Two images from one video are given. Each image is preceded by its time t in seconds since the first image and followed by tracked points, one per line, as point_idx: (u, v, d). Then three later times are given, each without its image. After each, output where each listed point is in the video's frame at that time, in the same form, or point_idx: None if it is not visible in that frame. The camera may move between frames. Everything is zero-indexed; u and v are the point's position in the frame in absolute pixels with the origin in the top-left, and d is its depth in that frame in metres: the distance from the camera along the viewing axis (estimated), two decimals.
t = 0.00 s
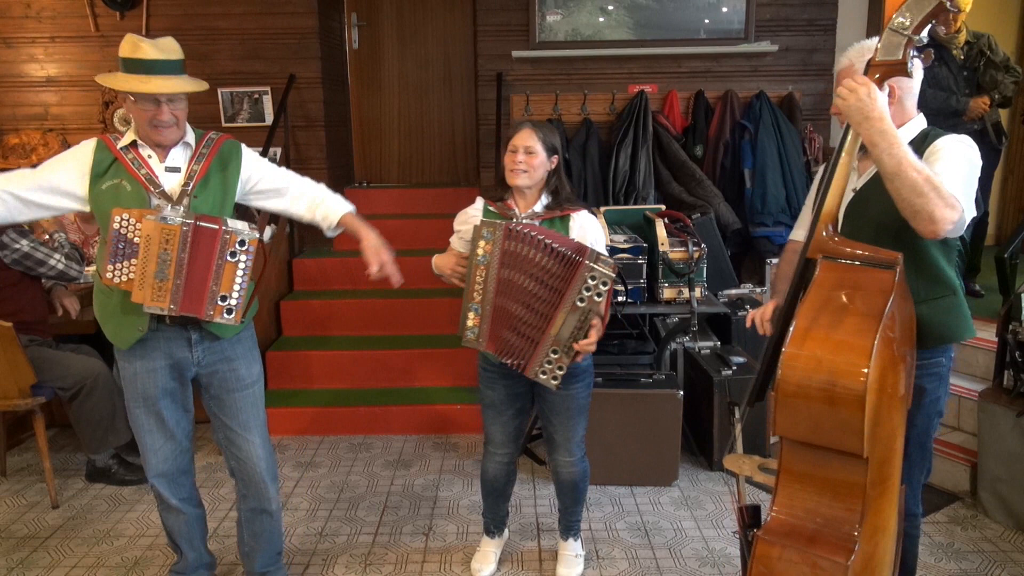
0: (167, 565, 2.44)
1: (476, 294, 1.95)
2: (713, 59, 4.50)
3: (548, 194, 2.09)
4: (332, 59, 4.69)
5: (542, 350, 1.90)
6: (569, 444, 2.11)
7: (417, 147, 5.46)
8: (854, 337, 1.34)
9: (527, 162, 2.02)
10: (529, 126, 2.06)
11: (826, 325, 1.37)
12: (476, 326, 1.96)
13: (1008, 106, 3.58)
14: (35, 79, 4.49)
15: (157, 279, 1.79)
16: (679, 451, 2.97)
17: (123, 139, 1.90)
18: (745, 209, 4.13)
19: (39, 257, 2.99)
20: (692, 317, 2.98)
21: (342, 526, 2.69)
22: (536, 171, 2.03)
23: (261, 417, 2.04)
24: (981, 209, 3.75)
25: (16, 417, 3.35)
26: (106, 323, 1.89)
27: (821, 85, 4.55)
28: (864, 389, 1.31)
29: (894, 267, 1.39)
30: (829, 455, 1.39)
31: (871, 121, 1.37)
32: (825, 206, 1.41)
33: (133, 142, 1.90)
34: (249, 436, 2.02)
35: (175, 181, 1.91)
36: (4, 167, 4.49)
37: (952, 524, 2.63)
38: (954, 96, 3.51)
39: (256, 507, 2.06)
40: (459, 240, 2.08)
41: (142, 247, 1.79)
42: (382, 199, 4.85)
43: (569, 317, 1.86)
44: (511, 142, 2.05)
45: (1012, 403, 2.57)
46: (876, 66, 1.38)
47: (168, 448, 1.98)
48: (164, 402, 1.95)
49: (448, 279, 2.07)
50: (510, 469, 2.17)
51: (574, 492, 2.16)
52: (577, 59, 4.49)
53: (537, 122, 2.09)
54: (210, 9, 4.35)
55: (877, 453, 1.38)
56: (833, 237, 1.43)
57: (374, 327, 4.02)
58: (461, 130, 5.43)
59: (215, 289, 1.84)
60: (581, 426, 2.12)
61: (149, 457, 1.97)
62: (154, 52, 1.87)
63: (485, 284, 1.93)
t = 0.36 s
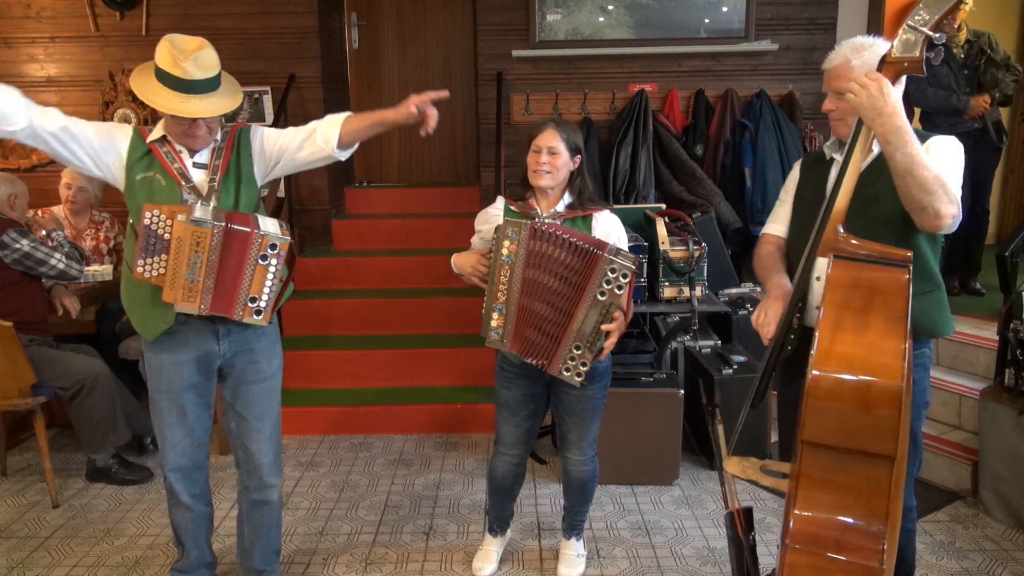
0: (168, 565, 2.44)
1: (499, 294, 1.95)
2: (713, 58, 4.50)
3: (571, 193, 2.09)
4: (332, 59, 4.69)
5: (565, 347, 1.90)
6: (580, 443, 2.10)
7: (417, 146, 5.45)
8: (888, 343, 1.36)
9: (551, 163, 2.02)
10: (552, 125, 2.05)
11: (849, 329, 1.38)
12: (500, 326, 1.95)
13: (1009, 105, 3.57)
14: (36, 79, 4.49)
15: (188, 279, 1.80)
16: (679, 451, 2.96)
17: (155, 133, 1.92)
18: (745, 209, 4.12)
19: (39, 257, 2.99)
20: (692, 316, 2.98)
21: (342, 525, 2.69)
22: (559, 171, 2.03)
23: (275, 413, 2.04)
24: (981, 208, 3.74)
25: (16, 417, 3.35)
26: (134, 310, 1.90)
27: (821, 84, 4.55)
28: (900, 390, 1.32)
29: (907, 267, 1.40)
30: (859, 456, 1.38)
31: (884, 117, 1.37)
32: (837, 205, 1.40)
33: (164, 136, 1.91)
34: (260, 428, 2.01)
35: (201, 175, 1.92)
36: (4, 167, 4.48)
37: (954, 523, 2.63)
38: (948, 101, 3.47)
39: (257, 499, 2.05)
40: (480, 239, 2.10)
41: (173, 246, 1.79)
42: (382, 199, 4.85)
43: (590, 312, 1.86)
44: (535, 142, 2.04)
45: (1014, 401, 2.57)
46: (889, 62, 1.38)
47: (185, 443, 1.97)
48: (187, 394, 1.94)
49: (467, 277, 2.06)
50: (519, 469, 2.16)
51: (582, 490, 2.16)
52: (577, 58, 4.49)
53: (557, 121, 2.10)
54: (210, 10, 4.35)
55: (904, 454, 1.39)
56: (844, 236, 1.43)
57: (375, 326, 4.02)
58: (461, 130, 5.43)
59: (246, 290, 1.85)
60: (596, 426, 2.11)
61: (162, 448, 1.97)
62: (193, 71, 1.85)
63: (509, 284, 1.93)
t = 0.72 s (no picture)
0: (169, 565, 2.44)
1: (489, 294, 1.93)
2: (713, 58, 4.50)
3: (560, 193, 2.09)
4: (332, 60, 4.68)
5: (550, 340, 1.89)
6: (574, 444, 2.10)
7: (417, 147, 5.45)
8: (903, 343, 1.35)
9: (541, 163, 2.01)
10: (544, 126, 2.05)
11: (866, 328, 1.37)
12: (489, 324, 1.94)
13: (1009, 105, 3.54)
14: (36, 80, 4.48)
15: (202, 278, 1.80)
16: (680, 451, 2.96)
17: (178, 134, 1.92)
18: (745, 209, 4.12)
19: (39, 257, 2.99)
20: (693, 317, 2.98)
21: (343, 526, 2.69)
22: (550, 172, 2.03)
23: (290, 409, 2.04)
24: (981, 208, 3.74)
25: (16, 418, 3.35)
26: (156, 308, 1.90)
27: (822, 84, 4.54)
28: (916, 392, 1.33)
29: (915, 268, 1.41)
30: (866, 459, 1.41)
31: (899, 119, 1.38)
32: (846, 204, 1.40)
33: (186, 137, 1.92)
34: (274, 424, 2.01)
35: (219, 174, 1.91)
36: (5, 168, 4.47)
37: (954, 523, 2.63)
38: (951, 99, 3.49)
39: (265, 494, 2.04)
40: (469, 239, 2.09)
41: (189, 244, 1.79)
42: (383, 199, 4.84)
43: (573, 302, 1.86)
44: (526, 143, 2.04)
45: (1014, 402, 2.56)
46: (900, 63, 1.38)
47: (200, 442, 1.96)
48: (205, 391, 1.94)
49: (456, 277, 2.06)
50: (513, 470, 2.17)
51: (579, 491, 2.17)
52: (577, 58, 4.49)
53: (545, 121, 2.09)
54: (210, 10, 4.35)
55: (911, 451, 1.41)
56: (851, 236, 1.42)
57: (376, 326, 4.02)
58: (462, 131, 5.43)
59: (260, 290, 1.84)
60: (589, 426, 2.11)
61: (179, 445, 1.95)
62: (211, 66, 1.86)
63: (499, 283, 1.92)
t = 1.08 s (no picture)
0: (167, 568, 2.43)
1: (464, 298, 1.93)
2: (712, 62, 4.51)
3: (532, 196, 2.10)
4: (332, 62, 4.69)
5: (514, 345, 1.89)
6: (555, 447, 2.11)
7: (417, 149, 5.46)
8: (905, 347, 1.35)
9: (513, 167, 2.02)
10: (514, 129, 2.05)
11: (870, 332, 1.37)
12: (464, 330, 1.93)
13: (1008, 110, 3.54)
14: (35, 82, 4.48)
15: (202, 281, 1.78)
16: (679, 454, 2.96)
17: (173, 137, 1.92)
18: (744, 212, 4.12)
19: (38, 258, 2.99)
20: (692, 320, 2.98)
21: (342, 528, 2.68)
22: (522, 175, 2.03)
23: (284, 413, 2.03)
24: (980, 212, 3.75)
25: (15, 420, 3.35)
26: (151, 311, 1.90)
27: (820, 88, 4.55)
28: (922, 394, 1.33)
29: (916, 270, 1.42)
30: (872, 462, 1.42)
31: (904, 126, 1.37)
32: (850, 208, 1.40)
33: (184, 140, 1.92)
34: (270, 429, 2.01)
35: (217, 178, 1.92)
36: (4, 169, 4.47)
37: (953, 527, 2.63)
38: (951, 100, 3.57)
39: (263, 500, 2.04)
40: (441, 240, 2.10)
41: (188, 248, 1.77)
42: (382, 201, 4.84)
43: (541, 311, 1.85)
44: (497, 147, 2.04)
45: (1013, 406, 2.57)
46: (905, 68, 1.38)
47: (201, 447, 1.96)
48: (198, 396, 1.93)
49: (429, 274, 2.04)
50: (504, 469, 2.17)
51: (567, 492, 2.17)
52: (577, 62, 4.50)
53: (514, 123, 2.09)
54: (211, 12, 4.35)
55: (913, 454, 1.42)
56: (852, 238, 1.43)
57: (375, 329, 4.02)
58: (461, 133, 5.43)
59: (259, 295, 1.84)
60: (569, 427, 2.12)
61: (177, 447, 1.96)
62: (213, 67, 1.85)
63: (473, 288, 1.91)
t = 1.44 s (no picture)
0: (165, 569, 2.43)
1: (453, 301, 1.92)
2: (712, 66, 4.51)
3: (525, 198, 2.10)
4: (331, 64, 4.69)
5: (524, 369, 1.89)
6: (546, 447, 2.11)
7: (416, 151, 5.46)
8: (905, 349, 1.36)
9: (506, 170, 2.02)
10: (507, 131, 2.05)
11: (871, 335, 1.37)
12: (454, 333, 1.93)
13: (1006, 115, 3.55)
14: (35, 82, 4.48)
15: (203, 276, 1.77)
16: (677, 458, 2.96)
17: (166, 136, 1.91)
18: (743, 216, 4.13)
19: (37, 258, 2.98)
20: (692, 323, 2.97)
21: (340, 530, 2.68)
22: (514, 178, 2.03)
23: (281, 414, 2.03)
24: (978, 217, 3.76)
25: (13, 420, 3.34)
26: (145, 315, 1.88)
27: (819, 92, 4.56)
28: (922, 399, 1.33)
29: (915, 274, 1.42)
30: (871, 464, 1.42)
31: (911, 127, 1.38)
32: (849, 211, 1.41)
33: (177, 139, 1.91)
34: (267, 431, 2.00)
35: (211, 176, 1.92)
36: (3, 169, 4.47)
37: (951, 532, 2.63)
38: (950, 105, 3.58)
39: (262, 501, 2.03)
40: (435, 243, 2.10)
41: (188, 244, 1.77)
42: (381, 203, 4.84)
43: (555, 342, 1.84)
44: (489, 150, 2.04)
45: (1011, 411, 2.57)
46: (905, 74, 1.39)
47: (199, 449, 1.96)
48: (196, 398, 1.93)
49: (423, 277, 2.04)
50: (501, 471, 2.17)
51: (553, 493, 2.18)
52: (577, 65, 4.50)
53: (506, 125, 2.08)
54: (211, 13, 4.35)
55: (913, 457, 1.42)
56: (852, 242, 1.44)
57: (373, 330, 4.02)
58: (461, 135, 5.44)
59: (262, 289, 1.83)
60: (559, 429, 2.12)
61: (175, 451, 1.95)
62: (202, 57, 1.88)
63: (463, 291, 1.90)
